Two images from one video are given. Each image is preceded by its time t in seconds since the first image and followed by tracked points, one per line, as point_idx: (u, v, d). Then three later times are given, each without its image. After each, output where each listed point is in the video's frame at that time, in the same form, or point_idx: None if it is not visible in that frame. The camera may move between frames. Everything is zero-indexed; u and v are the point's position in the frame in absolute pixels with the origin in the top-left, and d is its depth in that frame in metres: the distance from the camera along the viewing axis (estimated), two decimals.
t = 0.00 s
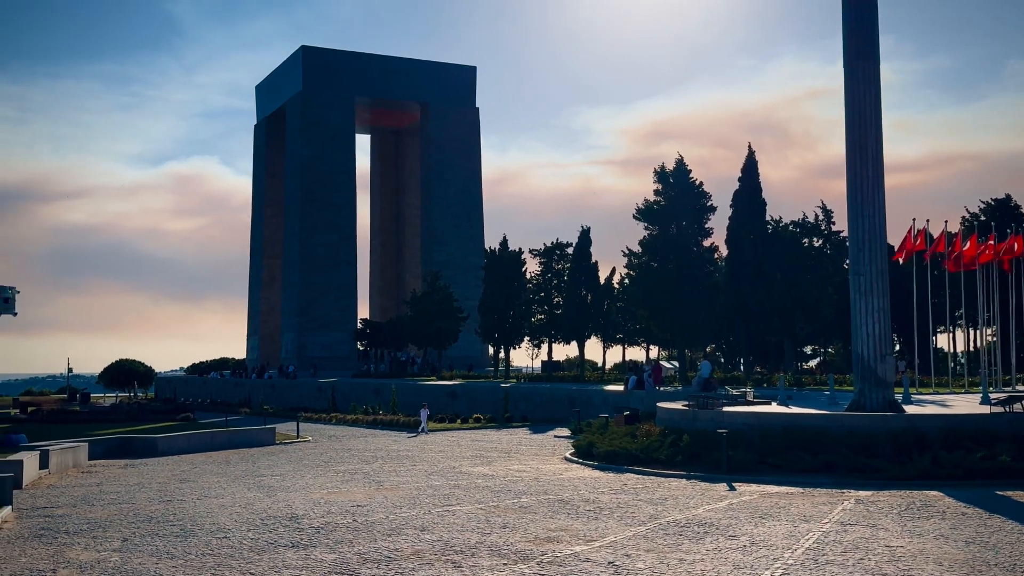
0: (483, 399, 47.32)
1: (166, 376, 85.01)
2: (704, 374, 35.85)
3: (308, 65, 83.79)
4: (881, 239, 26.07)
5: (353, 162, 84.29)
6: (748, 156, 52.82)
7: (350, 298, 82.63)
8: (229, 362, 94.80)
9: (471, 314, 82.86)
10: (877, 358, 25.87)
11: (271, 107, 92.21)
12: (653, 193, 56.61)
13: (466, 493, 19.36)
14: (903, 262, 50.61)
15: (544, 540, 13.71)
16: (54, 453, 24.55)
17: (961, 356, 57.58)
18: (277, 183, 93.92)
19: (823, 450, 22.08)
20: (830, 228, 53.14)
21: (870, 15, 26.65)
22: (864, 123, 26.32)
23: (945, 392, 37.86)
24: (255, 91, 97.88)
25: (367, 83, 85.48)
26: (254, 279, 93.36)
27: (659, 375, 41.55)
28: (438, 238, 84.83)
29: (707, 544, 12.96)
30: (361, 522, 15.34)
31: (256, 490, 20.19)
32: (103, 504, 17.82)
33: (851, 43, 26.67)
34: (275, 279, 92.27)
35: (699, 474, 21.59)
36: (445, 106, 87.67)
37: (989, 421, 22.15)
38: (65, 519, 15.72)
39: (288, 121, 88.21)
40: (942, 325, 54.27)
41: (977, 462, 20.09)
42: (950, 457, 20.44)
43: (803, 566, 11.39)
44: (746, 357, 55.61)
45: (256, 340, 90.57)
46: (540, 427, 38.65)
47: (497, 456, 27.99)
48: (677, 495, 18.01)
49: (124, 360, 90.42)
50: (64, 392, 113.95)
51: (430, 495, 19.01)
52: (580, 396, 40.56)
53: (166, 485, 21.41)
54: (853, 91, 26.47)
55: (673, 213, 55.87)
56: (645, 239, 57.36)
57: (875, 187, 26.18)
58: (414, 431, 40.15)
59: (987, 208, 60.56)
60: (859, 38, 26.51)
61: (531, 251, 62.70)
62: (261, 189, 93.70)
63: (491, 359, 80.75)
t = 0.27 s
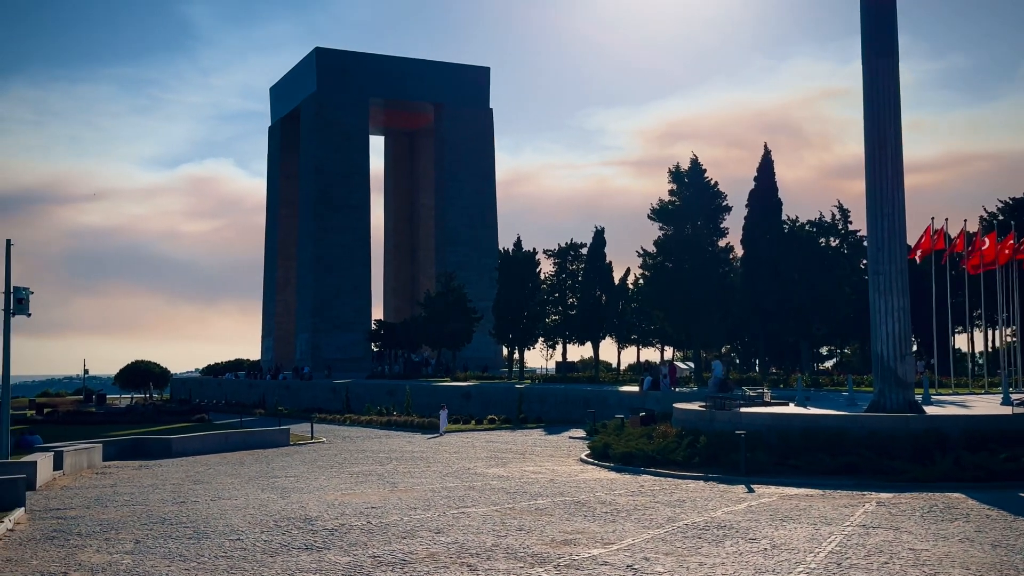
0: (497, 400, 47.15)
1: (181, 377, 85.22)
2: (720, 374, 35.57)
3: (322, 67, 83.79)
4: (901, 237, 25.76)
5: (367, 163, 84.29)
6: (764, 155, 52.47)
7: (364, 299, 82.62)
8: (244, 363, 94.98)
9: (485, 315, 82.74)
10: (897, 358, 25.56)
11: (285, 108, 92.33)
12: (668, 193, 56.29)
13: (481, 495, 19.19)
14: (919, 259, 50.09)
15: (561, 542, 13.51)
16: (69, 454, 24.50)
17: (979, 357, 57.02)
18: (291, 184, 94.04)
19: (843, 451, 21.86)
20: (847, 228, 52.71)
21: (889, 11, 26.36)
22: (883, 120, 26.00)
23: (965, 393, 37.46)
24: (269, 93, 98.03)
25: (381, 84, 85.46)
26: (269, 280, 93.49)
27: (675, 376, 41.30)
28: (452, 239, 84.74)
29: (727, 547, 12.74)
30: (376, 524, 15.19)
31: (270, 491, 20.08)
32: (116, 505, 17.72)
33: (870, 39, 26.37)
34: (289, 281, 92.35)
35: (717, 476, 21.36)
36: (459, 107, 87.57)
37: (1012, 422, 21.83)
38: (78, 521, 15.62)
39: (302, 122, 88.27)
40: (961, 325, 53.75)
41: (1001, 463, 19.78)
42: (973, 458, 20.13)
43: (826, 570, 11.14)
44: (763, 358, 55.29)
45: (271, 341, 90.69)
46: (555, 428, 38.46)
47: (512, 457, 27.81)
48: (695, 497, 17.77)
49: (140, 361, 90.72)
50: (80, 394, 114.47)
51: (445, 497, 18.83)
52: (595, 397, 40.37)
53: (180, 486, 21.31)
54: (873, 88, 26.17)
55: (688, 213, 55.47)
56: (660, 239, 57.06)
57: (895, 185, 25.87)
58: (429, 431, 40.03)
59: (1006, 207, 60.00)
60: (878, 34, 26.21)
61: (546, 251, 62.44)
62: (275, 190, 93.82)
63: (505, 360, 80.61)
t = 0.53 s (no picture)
0: (516, 404, 46.93)
1: (201, 380, 85.47)
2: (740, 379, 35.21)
3: (340, 71, 83.91)
4: (927, 239, 25.38)
5: (385, 166, 84.34)
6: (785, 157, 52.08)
7: (382, 302, 82.63)
8: (263, 367, 95.18)
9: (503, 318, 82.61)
10: (922, 362, 25.20)
11: (304, 113, 92.56)
12: (687, 195, 55.97)
13: (501, 500, 18.98)
14: (943, 262, 49.54)
15: (583, 550, 13.29)
16: (88, 459, 24.47)
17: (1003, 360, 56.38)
18: (310, 188, 94.24)
19: (868, 456, 21.57)
20: (869, 230, 52.20)
21: (914, 11, 26.01)
22: (908, 121, 25.65)
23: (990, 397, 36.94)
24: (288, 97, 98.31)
25: (399, 88, 85.52)
26: (288, 284, 93.70)
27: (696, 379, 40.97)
28: (470, 243, 84.66)
29: (753, 556, 12.48)
30: (394, 531, 15.01)
31: (287, 497, 19.93)
32: (134, 511, 17.62)
33: (895, 39, 26.03)
34: (307, 284, 92.50)
35: (741, 481, 21.09)
36: (476, 110, 87.51)
37: None
38: (95, 527, 15.51)
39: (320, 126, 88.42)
40: (984, 329, 53.14)
41: None
42: (1002, 463, 19.78)
43: None
44: (784, 361, 54.91)
45: (289, 345, 90.83)
46: (574, 432, 38.24)
47: (531, 462, 27.60)
48: (719, 503, 17.50)
49: (159, 365, 91.07)
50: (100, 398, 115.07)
51: (465, 503, 18.63)
52: (614, 400, 40.12)
53: (198, 491, 21.23)
54: (897, 88, 25.83)
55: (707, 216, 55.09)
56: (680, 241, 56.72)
57: (920, 187, 25.52)
58: (448, 436, 39.90)
59: None
60: (903, 34, 25.89)
61: (564, 255, 62.20)
62: (294, 194, 94.04)
63: (524, 364, 80.43)
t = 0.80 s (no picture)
0: (532, 407, 46.74)
1: (217, 385, 85.70)
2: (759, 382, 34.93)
3: (355, 75, 84.04)
4: (948, 241, 25.08)
5: (399, 170, 84.41)
6: (802, 159, 51.77)
7: (398, 307, 82.63)
8: (279, 371, 95.32)
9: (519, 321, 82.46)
10: (944, 366, 24.88)
11: (319, 117, 92.78)
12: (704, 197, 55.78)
13: (518, 505, 18.81)
14: (963, 262, 48.97)
15: (602, 556, 13.12)
16: (104, 463, 24.48)
17: None
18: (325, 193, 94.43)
19: (889, 461, 21.32)
20: (888, 233, 51.78)
21: (934, 11, 25.76)
22: (928, 122, 25.36)
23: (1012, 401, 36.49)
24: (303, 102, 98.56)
25: (413, 92, 85.58)
26: (303, 288, 93.87)
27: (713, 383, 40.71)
28: (485, 246, 84.58)
29: (776, 562, 12.31)
30: (411, 536, 14.89)
31: (304, 501, 19.85)
32: (150, 516, 17.57)
33: (915, 38, 25.76)
34: (323, 289, 92.63)
35: (761, 486, 20.87)
36: (491, 114, 87.46)
37: None
38: (111, 532, 15.46)
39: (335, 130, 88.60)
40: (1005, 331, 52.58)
41: None
42: None
43: None
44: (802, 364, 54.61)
45: (305, 349, 90.95)
46: (591, 436, 38.05)
47: (548, 466, 27.42)
48: (739, 509, 17.30)
49: (176, 369, 91.37)
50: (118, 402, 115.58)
51: (482, 508, 18.50)
52: (631, 404, 39.90)
53: (214, 495, 21.17)
54: (917, 88, 25.55)
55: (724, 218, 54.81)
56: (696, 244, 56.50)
57: (941, 188, 25.22)
58: (464, 440, 39.78)
59: None
60: (923, 33, 25.61)
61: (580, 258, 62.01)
62: (309, 199, 94.22)
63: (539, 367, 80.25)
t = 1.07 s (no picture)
0: (553, 415, 46.46)
1: (238, 392, 85.84)
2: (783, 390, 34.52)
3: (374, 83, 84.18)
4: (977, 246, 24.67)
5: (419, 178, 84.44)
6: (824, 163, 51.32)
7: (417, 314, 82.56)
8: (299, 379, 95.43)
9: (538, 328, 82.20)
10: (974, 372, 24.44)
11: (339, 125, 92.99)
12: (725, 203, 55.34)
13: (542, 514, 18.56)
14: (991, 267, 48.18)
15: (630, 567, 12.86)
16: (126, 471, 24.42)
17: None
18: (345, 200, 94.58)
19: (920, 470, 20.93)
20: (913, 238, 51.22)
21: (961, 13, 25.39)
22: (956, 125, 24.98)
23: None
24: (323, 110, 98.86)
25: (433, 100, 85.64)
26: (323, 296, 93.99)
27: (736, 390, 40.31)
28: (505, 253, 84.42)
29: (809, 573, 12.02)
30: (435, 545, 14.67)
31: (326, 510, 19.68)
32: (172, 524, 17.44)
33: (942, 40, 25.39)
34: (343, 296, 92.73)
35: (789, 495, 20.54)
36: (510, 121, 87.37)
37: None
38: (132, 541, 15.32)
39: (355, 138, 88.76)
40: None
41: None
42: None
43: None
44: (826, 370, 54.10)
45: (325, 357, 91.03)
46: (613, 444, 37.71)
47: (571, 474, 27.14)
48: (768, 518, 16.97)
49: (197, 377, 91.64)
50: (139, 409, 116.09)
51: (505, 516, 18.27)
52: (653, 411, 39.58)
53: (236, 503, 21.04)
54: (944, 91, 25.17)
55: (745, 223, 54.42)
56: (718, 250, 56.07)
57: (969, 192, 24.82)
58: (485, 447, 39.54)
59: None
60: (951, 35, 25.24)
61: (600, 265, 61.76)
62: (329, 206, 94.38)
63: (559, 374, 79.92)
